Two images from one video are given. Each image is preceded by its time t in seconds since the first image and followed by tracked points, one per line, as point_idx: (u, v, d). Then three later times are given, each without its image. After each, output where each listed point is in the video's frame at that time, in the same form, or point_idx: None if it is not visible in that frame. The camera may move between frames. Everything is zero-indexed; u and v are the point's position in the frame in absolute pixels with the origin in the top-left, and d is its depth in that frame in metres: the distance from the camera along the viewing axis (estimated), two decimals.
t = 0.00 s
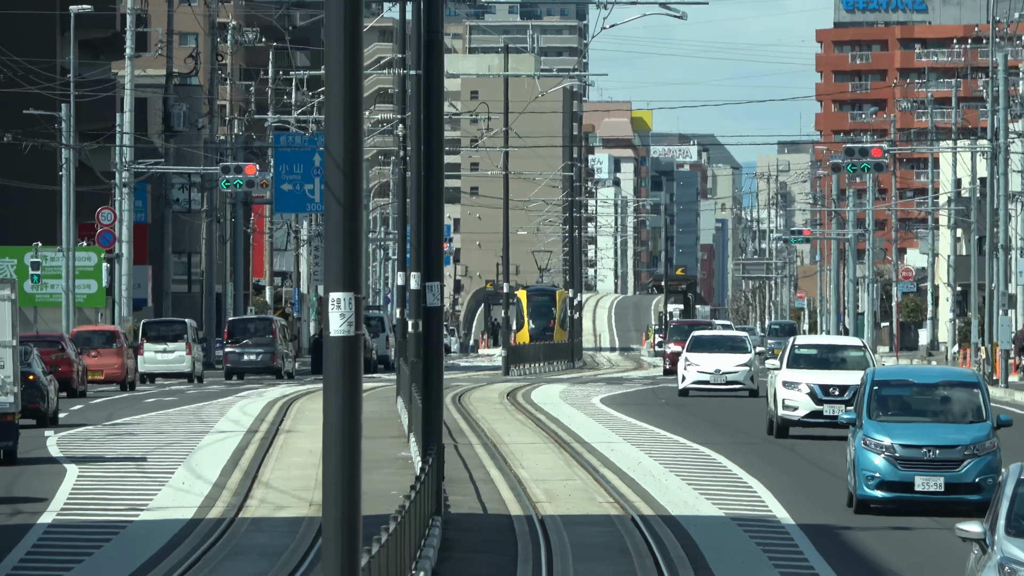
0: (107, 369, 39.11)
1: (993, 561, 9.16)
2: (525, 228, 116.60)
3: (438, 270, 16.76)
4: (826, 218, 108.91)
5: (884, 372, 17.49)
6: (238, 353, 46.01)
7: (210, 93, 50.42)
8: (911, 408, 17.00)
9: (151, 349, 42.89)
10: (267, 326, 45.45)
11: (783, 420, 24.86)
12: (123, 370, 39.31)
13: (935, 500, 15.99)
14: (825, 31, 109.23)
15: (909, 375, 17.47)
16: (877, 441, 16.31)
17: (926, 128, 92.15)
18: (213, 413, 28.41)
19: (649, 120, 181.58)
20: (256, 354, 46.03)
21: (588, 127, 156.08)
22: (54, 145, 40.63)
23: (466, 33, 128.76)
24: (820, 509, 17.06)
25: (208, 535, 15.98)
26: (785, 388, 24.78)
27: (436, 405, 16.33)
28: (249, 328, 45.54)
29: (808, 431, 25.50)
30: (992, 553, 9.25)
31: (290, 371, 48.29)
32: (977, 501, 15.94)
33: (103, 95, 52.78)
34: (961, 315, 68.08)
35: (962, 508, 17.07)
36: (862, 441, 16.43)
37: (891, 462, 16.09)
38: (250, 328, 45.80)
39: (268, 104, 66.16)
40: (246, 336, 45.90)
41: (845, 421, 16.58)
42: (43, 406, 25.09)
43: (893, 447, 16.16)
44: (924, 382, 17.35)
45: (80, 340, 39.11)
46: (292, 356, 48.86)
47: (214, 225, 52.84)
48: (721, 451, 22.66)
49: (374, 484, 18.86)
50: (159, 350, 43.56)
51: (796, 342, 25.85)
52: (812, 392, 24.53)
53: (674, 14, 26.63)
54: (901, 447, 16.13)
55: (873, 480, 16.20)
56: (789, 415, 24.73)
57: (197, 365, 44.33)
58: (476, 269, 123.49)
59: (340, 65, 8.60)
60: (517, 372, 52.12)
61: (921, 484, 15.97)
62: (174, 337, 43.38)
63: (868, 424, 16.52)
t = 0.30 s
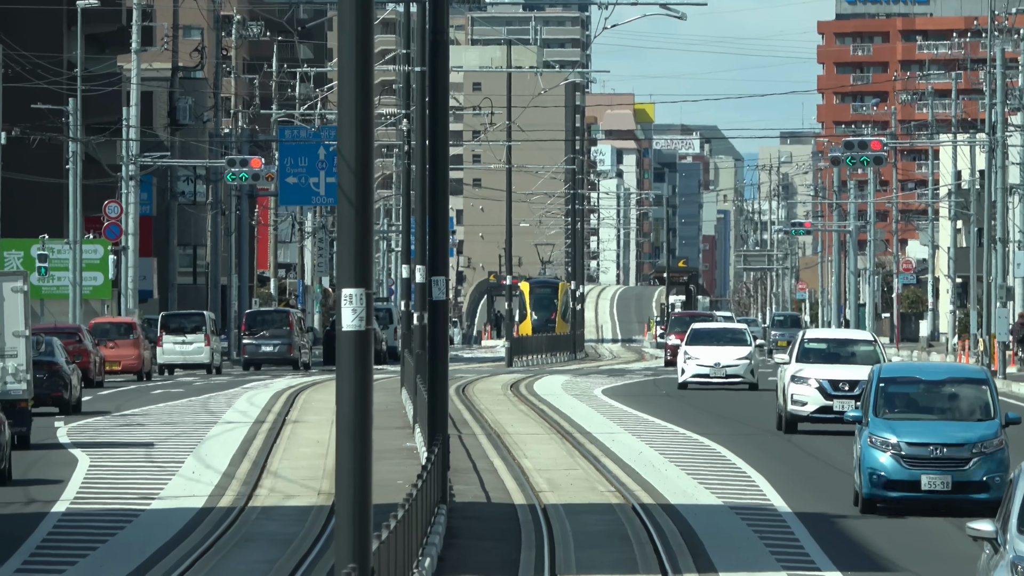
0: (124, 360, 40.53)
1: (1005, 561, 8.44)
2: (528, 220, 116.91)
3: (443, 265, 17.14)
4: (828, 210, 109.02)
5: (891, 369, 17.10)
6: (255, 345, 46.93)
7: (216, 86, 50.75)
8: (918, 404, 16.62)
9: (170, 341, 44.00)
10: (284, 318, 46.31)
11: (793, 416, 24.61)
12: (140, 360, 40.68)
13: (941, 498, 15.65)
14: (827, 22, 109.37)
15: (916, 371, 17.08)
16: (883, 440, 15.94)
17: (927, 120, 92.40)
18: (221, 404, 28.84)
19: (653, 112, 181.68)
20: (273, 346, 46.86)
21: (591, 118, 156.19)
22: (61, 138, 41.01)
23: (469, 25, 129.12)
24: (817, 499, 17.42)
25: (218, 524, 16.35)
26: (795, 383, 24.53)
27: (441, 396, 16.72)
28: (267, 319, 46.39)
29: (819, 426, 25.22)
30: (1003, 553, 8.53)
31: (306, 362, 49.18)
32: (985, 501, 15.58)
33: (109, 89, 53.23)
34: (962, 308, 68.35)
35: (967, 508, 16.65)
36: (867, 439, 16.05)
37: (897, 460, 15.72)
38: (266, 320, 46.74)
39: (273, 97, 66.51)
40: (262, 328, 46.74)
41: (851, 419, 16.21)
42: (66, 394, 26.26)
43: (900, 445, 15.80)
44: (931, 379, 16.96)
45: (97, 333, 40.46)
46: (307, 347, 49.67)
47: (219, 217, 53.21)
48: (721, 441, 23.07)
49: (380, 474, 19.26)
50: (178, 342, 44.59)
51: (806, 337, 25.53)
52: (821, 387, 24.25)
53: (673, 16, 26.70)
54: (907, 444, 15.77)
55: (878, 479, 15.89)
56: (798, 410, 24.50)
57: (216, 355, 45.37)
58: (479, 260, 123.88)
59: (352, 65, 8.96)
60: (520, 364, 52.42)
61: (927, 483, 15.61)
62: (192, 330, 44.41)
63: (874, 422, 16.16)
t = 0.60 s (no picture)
0: (143, 354, 41.50)
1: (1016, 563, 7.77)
2: (532, 214, 117.37)
3: (450, 262, 17.47)
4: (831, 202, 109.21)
5: (898, 366, 16.50)
6: (273, 339, 47.42)
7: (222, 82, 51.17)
8: (926, 402, 16.03)
9: (189, 337, 44.61)
10: (302, 313, 46.83)
11: (802, 412, 24.06)
12: (158, 353, 41.65)
13: (951, 498, 15.14)
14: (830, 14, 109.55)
15: (923, 368, 16.46)
16: (891, 438, 15.42)
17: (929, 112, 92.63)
18: (230, 398, 29.27)
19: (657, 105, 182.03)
20: (291, 339, 47.46)
21: (595, 111, 156.63)
22: (68, 136, 41.45)
23: (472, 19, 129.61)
24: (818, 489, 17.72)
25: (231, 516, 16.70)
26: (804, 378, 23.96)
27: (448, 390, 17.08)
28: (284, 314, 46.92)
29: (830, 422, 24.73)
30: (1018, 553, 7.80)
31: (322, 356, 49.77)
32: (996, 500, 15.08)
33: (116, 87, 53.67)
34: (964, 300, 68.61)
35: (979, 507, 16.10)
36: (874, 437, 15.53)
37: (904, 459, 15.21)
38: (283, 314, 47.14)
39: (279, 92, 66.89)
40: (280, 323, 47.25)
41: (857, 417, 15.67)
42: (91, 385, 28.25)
43: (908, 444, 15.26)
44: (939, 376, 16.36)
45: (116, 328, 41.20)
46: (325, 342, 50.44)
47: (225, 212, 53.64)
48: (724, 433, 23.37)
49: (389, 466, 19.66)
50: (197, 337, 45.19)
51: (816, 332, 25.03)
52: (832, 382, 23.70)
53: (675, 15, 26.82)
54: (915, 443, 15.24)
55: (885, 478, 15.42)
56: (808, 406, 23.95)
57: (234, 349, 46.07)
58: (483, 253, 124.43)
59: (364, 65, 9.31)
60: (524, 357, 52.75)
61: (936, 482, 15.11)
62: (211, 325, 45.05)
63: (881, 419, 15.63)
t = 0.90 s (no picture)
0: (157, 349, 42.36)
1: None
2: (532, 211, 117.71)
3: (453, 262, 17.83)
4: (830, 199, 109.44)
5: (901, 366, 16.27)
6: (287, 336, 48.07)
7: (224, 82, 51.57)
8: (931, 404, 15.80)
9: (205, 335, 45.14)
10: (316, 310, 47.41)
11: (809, 411, 24.19)
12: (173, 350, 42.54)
13: (955, 502, 14.92)
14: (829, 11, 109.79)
15: (927, 369, 16.23)
16: (894, 441, 15.18)
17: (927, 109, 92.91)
18: (236, 395, 29.69)
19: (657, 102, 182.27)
20: (305, 337, 48.02)
21: (595, 109, 156.94)
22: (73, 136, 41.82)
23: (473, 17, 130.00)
24: (814, 482, 18.14)
25: (240, 510, 17.09)
26: (810, 378, 24.08)
27: (451, 387, 17.48)
28: (298, 312, 47.51)
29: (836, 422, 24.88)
30: None
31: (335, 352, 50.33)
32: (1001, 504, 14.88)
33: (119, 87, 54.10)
34: (962, 296, 68.85)
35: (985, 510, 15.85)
36: (877, 440, 15.29)
37: (908, 462, 14.96)
38: (298, 312, 47.77)
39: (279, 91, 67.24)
40: (294, 321, 47.83)
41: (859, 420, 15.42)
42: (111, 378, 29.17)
43: (912, 447, 15.01)
44: (943, 377, 16.13)
45: (133, 326, 41.63)
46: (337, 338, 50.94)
47: (227, 211, 54.04)
48: (721, 429, 23.74)
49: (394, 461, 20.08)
50: (212, 335, 45.72)
51: (823, 331, 25.12)
52: (838, 382, 23.82)
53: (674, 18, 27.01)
54: (919, 446, 14.98)
55: (889, 481, 15.15)
56: (814, 406, 24.08)
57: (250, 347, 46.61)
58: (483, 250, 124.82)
59: (370, 66, 9.63)
60: (524, 355, 53.11)
61: (940, 485, 14.89)
62: (227, 323, 45.54)
63: (885, 422, 15.39)
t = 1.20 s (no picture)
0: (171, 347, 42.86)
1: None
2: (532, 210, 118.15)
3: (454, 263, 18.19)
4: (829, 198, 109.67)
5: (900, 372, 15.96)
6: (298, 334, 48.55)
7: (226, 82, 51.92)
8: (932, 411, 15.47)
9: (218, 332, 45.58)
10: (326, 308, 47.88)
11: (811, 415, 24.47)
12: (185, 347, 43.03)
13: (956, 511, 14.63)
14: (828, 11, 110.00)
15: (926, 375, 15.93)
16: (894, 449, 14.89)
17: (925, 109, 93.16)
18: (239, 392, 30.12)
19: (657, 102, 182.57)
20: (315, 334, 48.43)
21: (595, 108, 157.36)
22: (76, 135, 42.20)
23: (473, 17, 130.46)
24: (806, 479, 18.52)
25: (244, 506, 17.45)
26: (812, 382, 24.35)
27: (451, 386, 17.84)
28: (308, 310, 48.01)
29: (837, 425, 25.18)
30: None
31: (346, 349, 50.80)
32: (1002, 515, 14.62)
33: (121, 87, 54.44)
34: (959, 296, 69.09)
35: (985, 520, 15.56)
36: (876, 448, 14.99)
37: (908, 471, 14.67)
38: (308, 310, 48.29)
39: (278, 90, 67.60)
40: (304, 319, 48.33)
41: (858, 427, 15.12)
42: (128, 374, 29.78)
43: (912, 455, 14.72)
44: (943, 383, 15.82)
45: (147, 324, 42.37)
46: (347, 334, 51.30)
47: (229, 210, 54.46)
48: (718, 427, 24.12)
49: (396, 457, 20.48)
50: (226, 332, 46.14)
51: (825, 335, 25.37)
52: (840, 386, 24.09)
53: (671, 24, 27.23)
54: (919, 455, 14.70)
55: (888, 490, 14.86)
56: (816, 410, 24.37)
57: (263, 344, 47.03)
58: (482, 249, 125.28)
59: (377, 68, 9.96)
60: (524, 353, 53.46)
61: (941, 494, 14.60)
62: (240, 320, 45.94)
63: (884, 429, 15.09)
